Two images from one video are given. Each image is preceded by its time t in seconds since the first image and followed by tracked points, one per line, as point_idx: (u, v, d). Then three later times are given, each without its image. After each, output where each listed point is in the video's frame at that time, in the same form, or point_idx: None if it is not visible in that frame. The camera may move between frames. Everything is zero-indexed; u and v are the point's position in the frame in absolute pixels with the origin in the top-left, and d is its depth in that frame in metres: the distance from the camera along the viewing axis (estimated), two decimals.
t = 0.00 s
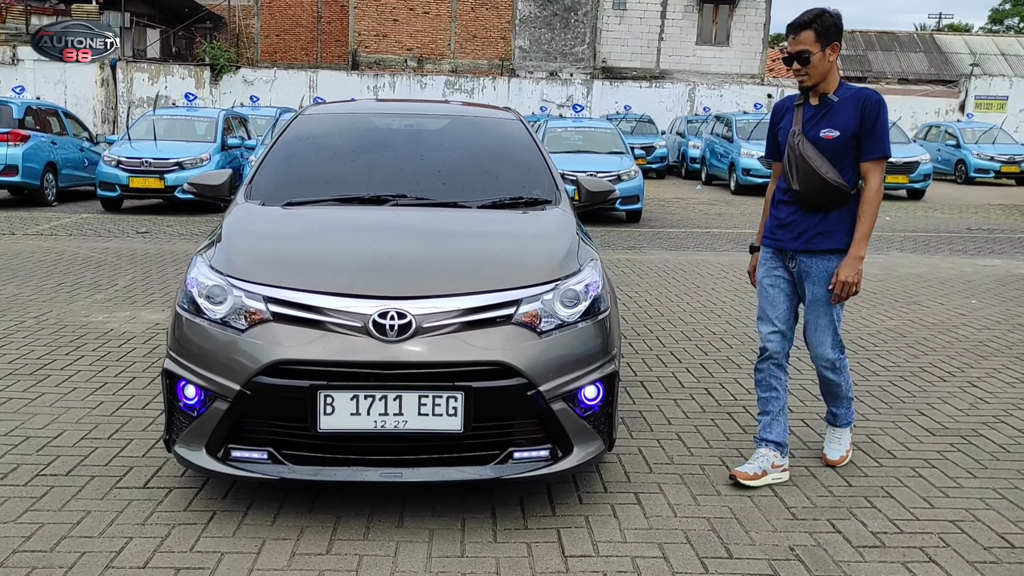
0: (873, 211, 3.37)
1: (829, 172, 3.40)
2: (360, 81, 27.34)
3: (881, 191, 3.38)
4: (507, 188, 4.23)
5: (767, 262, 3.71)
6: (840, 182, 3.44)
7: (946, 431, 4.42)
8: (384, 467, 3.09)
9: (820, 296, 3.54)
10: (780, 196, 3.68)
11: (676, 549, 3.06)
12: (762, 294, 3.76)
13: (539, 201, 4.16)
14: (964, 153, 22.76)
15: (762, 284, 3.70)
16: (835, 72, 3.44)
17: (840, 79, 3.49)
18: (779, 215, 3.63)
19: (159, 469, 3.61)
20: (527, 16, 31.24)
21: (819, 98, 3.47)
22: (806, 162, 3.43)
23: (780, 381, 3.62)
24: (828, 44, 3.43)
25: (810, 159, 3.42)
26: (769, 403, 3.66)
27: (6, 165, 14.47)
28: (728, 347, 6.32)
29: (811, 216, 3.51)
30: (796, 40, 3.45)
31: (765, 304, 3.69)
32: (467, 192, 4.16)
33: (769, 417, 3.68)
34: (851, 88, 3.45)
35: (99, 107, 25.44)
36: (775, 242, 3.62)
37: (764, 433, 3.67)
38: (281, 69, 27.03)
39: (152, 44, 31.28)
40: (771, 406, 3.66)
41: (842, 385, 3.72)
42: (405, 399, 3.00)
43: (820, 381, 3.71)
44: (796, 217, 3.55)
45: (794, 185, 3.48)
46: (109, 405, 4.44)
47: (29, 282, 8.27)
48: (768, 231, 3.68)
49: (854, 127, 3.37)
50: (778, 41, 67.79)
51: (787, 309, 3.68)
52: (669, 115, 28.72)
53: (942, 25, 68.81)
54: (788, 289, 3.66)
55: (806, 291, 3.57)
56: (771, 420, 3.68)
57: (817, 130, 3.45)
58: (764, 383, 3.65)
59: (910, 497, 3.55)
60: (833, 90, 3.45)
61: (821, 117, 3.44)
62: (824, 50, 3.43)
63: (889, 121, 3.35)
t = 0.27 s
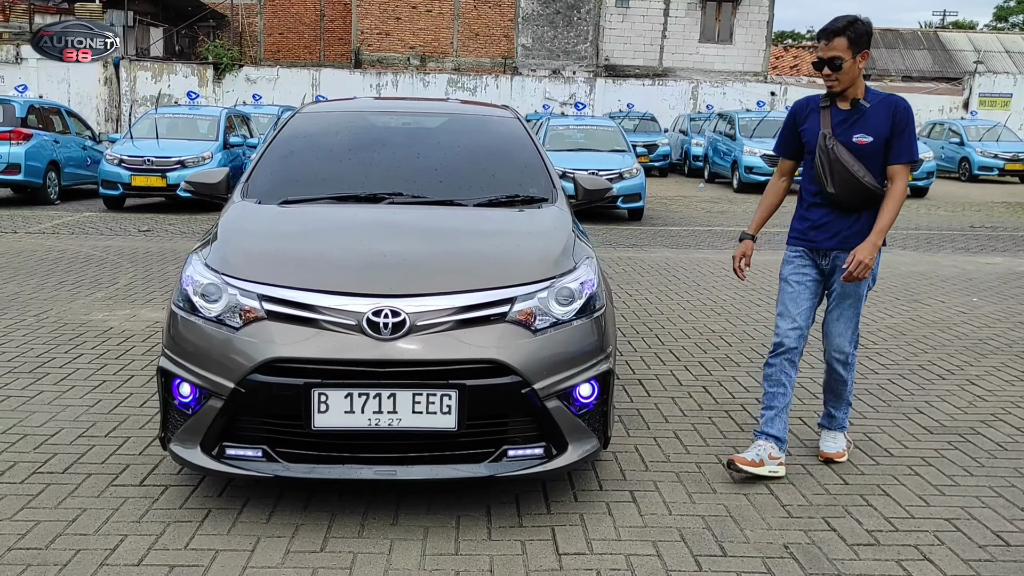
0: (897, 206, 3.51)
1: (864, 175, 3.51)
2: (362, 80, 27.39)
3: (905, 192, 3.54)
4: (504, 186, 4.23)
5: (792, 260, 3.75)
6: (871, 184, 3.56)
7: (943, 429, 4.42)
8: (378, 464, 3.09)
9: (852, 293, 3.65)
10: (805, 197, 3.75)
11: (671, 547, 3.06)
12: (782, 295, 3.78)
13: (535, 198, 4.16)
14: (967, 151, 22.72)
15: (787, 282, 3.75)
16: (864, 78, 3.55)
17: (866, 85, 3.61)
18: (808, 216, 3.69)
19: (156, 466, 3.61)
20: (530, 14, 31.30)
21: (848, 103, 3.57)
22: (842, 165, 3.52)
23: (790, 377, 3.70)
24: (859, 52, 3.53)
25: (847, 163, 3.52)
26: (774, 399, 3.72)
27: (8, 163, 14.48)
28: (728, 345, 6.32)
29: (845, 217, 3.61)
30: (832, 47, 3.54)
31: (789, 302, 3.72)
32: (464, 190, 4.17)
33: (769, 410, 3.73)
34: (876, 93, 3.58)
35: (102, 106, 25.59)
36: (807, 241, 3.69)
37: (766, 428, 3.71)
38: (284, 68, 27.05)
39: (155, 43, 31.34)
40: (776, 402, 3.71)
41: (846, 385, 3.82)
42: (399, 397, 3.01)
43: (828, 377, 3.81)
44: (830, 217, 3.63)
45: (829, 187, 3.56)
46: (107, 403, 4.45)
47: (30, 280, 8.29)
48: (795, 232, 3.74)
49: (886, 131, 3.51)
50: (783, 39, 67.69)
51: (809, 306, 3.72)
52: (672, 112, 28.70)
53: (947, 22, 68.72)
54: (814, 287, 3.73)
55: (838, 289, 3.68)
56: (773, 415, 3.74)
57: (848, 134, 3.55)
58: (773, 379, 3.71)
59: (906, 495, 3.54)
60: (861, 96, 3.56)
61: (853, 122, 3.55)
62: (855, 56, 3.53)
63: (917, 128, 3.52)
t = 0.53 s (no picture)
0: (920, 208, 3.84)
1: (885, 165, 3.70)
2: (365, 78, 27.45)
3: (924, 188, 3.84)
4: (499, 184, 4.23)
5: (804, 246, 3.92)
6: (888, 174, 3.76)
7: (939, 427, 4.42)
8: (370, 461, 3.11)
9: (864, 277, 3.85)
10: (819, 183, 3.91)
11: (662, 544, 3.07)
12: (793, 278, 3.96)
13: (531, 196, 4.17)
14: (971, 150, 22.66)
15: (799, 268, 3.93)
16: (885, 72, 3.74)
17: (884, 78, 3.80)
18: (824, 203, 3.86)
19: (151, 463, 3.63)
20: (533, 12, 31.34)
21: (870, 95, 3.75)
22: (865, 154, 3.69)
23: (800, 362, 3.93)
24: (886, 45, 3.69)
25: (870, 152, 3.69)
26: (786, 381, 3.95)
27: (11, 162, 14.53)
28: (725, 343, 6.33)
29: (861, 205, 3.79)
30: (863, 37, 3.68)
31: (796, 288, 3.91)
32: (461, 187, 4.18)
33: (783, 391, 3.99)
34: (894, 88, 3.78)
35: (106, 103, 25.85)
36: (821, 228, 3.86)
37: (779, 409, 3.99)
38: (287, 66, 27.08)
39: (159, 41, 31.46)
40: (787, 385, 3.95)
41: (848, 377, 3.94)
42: (391, 394, 3.02)
43: (835, 363, 3.94)
44: (845, 205, 3.80)
45: (850, 176, 3.72)
46: (104, 400, 4.47)
47: (32, 278, 8.33)
48: (809, 218, 3.91)
49: (904, 126, 3.72)
50: (788, 37, 67.58)
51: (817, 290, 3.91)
52: (675, 111, 28.67)
53: (953, 19, 68.53)
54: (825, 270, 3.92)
55: (850, 274, 3.86)
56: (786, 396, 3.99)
57: (869, 125, 3.74)
58: (783, 364, 3.94)
59: (898, 493, 3.55)
60: (882, 90, 3.75)
61: (874, 114, 3.73)
62: (882, 49, 3.69)
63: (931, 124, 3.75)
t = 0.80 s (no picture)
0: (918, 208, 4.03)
1: (882, 164, 3.72)
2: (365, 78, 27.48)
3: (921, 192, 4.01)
4: (492, 184, 4.24)
5: (805, 246, 3.97)
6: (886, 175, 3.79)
7: (932, 427, 4.42)
8: (362, 460, 3.11)
9: (862, 274, 3.86)
10: (817, 182, 3.94)
11: (651, 543, 3.08)
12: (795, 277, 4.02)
13: (523, 196, 4.17)
14: (971, 150, 22.66)
15: (801, 269, 4.00)
16: (887, 75, 3.76)
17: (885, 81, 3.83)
18: (823, 201, 3.88)
19: (144, 462, 3.63)
20: (532, 13, 31.38)
21: (871, 96, 3.77)
22: (863, 153, 3.71)
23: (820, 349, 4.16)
24: (890, 48, 3.72)
25: (867, 152, 3.71)
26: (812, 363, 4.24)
27: (10, 162, 14.54)
28: (720, 343, 6.33)
29: (859, 203, 3.82)
30: (869, 38, 3.71)
31: (799, 293, 4.00)
32: (454, 187, 4.18)
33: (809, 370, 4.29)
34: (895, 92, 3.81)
35: (106, 104, 25.95)
36: (820, 227, 3.91)
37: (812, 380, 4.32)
38: (287, 66, 27.08)
39: (159, 42, 31.53)
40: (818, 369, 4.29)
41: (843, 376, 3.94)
42: (382, 394, 3.02)
43: (834, 358, 3.93)
44: (842, 202, 3.83)
45: (846, 173, 3.74)
46: (99, 400, 4.48)
47: (29, 278, 8.34)
48: (808, 217, 3.95)
49: (902, 129, 3.76)
50: (788, 37, 67.62)
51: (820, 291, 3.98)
52: (675, 111, 28.66)
53: (953, 19, 68.56)
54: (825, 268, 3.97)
55: (848, 270, 3.88)
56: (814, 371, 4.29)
57: (868, 125, 3.77)
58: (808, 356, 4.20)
59: (889, 492, 3.55)
60: (883, 92, 3.78)
61: (874, 115, 3.76)
62: (885, 51, 3.71)
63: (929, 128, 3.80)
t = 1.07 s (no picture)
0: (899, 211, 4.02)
1: (877, 171, 3.87)
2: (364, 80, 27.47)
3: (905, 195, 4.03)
4: (486, 187, 4.25)
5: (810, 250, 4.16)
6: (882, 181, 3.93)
7: (926, 430, 4.43)
8: (354, 463, 3.12)
9: (859, 275, 3.98)
10: (818, 190, 4.10)
11: (643, 546, 3.08)
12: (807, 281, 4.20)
13: (517, 199, 4.18)
14: (970, 152, 22.68)
15: (807, 273, 4.18)
16: (881, 84, 3.94)
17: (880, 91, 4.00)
18: (822, 208, 4.04)
19: (137, 464, 3.64)
20: (532, 14, 31.40)
21: (865, 106, 3.95)
22: (858, 161, 3.88)
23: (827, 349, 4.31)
24: (882, 58, 3.90)
25: (862, 160, 3.87)
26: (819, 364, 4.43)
27: (9, 163, 14.54)
28: (715, 345, 6.34)
29: (855, 209, 3.96)
30: (861, 49, 3.89)
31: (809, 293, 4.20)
32: (449, 190, 4.19)
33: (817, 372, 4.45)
34: (889, 101, 3.98)
35: (106, 105, 25.99)
36: (820, 231, 4.06)
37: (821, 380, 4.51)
38: (286, 68, 27.05)
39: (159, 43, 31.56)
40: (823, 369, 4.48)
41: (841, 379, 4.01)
42: (374, 396, 3.03)
43: (833, 358, 4.00)
44: (840, 208, 3.98)
45: (844, 181, 3.89)
46: (94, 402, 4.49)
47: (26, 279, 8.33)
48: (810, 223, 4.12)
49: (896, 136, 3.93)
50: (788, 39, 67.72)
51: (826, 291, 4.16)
52: (674, 113, 28.68)
53: (952, 21, 68.68)
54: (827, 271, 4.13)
55: (845, 270, 4.01)
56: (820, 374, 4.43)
57: (863, 135, 3.94)
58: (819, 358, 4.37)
59: (882, 495, 3.56)
60: (877, 102, 3.96)
61: (869, 124, 3.94)
62: (878, 62, 3.89)
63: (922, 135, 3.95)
